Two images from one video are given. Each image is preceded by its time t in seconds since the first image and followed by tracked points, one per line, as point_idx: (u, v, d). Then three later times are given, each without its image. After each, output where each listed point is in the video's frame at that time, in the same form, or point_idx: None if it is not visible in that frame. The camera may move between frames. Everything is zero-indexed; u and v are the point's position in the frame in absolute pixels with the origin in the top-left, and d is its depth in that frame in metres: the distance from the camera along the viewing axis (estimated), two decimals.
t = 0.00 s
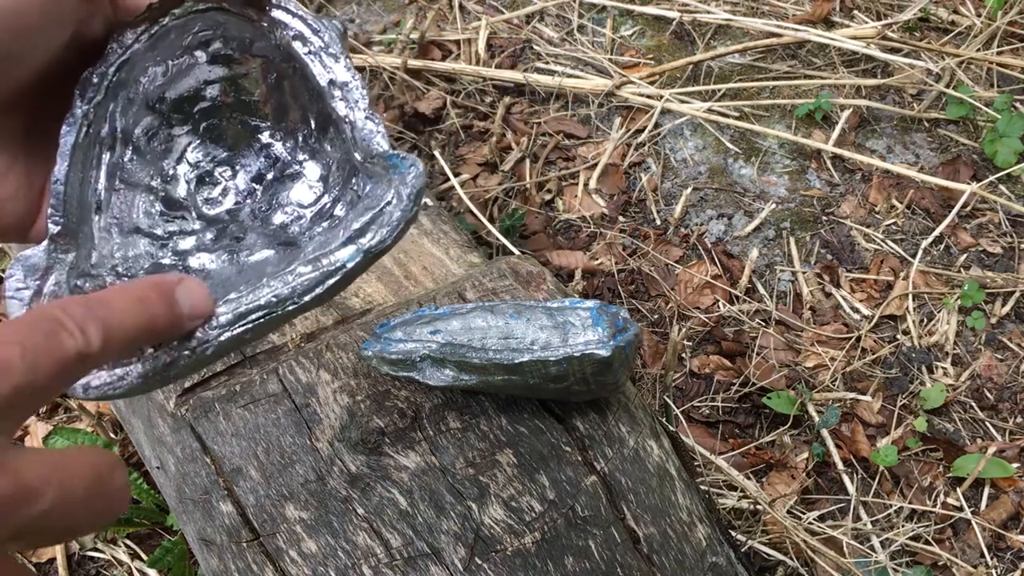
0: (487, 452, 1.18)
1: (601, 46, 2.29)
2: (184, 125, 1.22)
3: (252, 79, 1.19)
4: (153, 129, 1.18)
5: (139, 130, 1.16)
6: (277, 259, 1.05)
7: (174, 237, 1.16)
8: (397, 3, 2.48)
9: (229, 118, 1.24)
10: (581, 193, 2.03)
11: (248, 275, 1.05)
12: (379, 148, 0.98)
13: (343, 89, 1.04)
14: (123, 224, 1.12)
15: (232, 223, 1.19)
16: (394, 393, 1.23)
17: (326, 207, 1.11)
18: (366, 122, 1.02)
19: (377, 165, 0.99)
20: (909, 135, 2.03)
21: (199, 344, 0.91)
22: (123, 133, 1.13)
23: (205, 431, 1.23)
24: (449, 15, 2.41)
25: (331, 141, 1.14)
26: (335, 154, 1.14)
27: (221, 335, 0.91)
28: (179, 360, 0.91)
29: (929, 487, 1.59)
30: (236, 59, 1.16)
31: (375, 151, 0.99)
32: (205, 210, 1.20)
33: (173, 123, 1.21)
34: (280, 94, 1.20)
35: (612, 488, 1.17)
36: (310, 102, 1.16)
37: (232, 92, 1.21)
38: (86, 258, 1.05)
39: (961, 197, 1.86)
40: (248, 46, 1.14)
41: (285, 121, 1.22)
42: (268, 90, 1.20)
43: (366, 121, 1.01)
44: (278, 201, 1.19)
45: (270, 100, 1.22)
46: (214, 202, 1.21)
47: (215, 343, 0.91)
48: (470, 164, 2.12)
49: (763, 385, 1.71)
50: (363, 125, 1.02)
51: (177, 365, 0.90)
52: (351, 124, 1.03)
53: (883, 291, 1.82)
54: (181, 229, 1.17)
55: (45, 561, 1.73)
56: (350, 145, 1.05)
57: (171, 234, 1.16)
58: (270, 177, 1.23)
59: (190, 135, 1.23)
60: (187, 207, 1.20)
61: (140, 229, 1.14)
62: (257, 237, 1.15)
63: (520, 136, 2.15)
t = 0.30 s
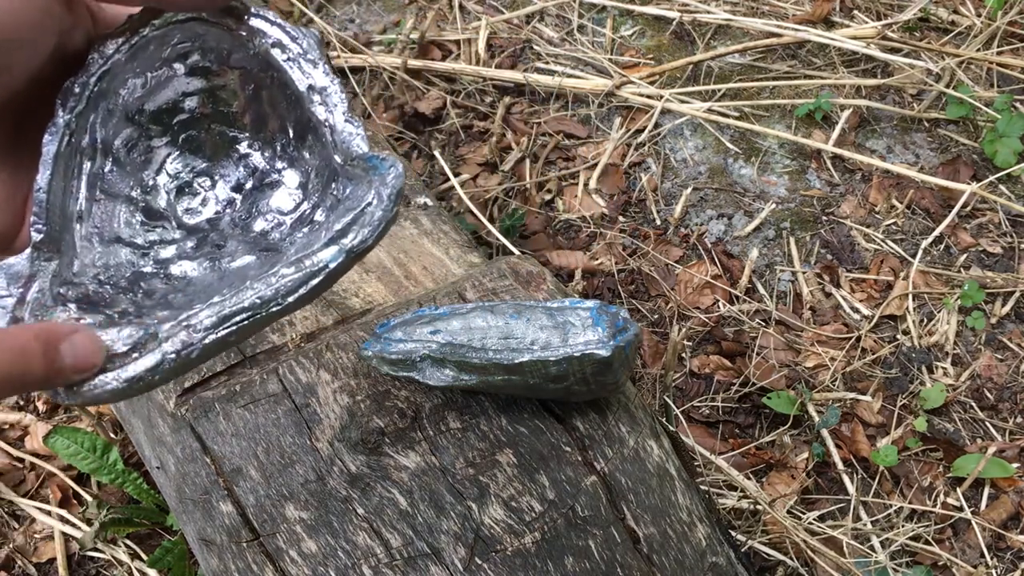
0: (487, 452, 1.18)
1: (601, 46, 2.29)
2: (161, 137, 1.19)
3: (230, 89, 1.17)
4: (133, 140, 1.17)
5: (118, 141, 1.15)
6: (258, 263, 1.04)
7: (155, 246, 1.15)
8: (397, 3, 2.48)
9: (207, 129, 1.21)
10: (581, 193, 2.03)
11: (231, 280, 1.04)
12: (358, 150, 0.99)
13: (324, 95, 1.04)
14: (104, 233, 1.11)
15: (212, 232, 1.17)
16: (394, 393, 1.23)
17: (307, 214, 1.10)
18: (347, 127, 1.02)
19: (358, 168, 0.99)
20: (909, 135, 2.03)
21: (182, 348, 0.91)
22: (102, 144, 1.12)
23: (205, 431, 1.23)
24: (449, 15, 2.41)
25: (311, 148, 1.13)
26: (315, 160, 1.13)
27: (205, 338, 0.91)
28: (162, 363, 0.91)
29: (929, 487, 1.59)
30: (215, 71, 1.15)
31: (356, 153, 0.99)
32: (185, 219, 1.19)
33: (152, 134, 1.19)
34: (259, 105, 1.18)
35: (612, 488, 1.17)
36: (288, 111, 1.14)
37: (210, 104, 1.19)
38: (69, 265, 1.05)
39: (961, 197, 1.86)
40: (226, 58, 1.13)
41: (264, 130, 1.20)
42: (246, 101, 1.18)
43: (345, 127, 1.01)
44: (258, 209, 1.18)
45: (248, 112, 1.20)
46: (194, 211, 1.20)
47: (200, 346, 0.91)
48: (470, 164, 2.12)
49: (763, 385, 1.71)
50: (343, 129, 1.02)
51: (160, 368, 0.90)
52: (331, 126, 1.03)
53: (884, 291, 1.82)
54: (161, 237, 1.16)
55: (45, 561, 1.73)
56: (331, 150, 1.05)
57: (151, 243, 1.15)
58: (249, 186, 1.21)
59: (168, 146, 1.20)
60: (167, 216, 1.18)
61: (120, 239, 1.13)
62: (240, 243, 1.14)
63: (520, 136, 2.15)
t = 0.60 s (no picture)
0: (487, 452, 1.18)
1: (601, 46, 2.29)
2: (150, 166, 1.16)
3: (218, 113, 1.13)
4: (123, 169, 1.12)
5: (109, 170, 1.10)
6: (261, 285, 1.01)
7: (152, 274, 1.12)
8: (397, 3, 2.48)
9: (196, 154, 1.18)
10: (581, 193, 2.03)
11: (234, 302, 1.00)
12: (362, 165, 0.96)
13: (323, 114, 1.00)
14: (100, 265, 1.08)
15: (208, 256, 1.14)
16: (393, 393, 1.23)
17: (304, 235, 1.06)
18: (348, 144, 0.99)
19: (360, 185, 0.97)
20: (909, 135, 2.03)
21: (195, 374, 0.88)
22: (94, 174, 1.07)
23: (205, 431, 1.23)
24: (449, 15, 2.41)
25: (306, 167, 1.10)
26: (309, 180, 1.10)
27: (219, 362, 0.88)
28: (176, 391, 0.88)
29: (929, 487, 1.59)
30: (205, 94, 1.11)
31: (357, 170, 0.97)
32: (179, 245, 1.15)
33: (141, 162, 1.14)
34: (248, 128, 1.15)
35: (613, 488, 1.17)
36: (280, 131, 1.11)
37: (198, 129, 1.15)
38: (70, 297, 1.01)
39: (961, 197, 1.86)
40: (215, 80, 1.09)
41: (254, 152, 1.17)
42: (235, 124, 1.15)
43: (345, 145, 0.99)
44: (254, 231, 1.14)
45: (238, 135, 1.16)
46: (188, 237, 1.16)
47: (213, 371, 0.88)
48: (470, 164, 2.12)
49: (763, 385, 1.71)
50: (346, 147, 0.98)
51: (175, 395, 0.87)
52: (333, 145, 0.99)
53: (883, 291, 1.82)
54: (157, 264, 1.13)
55: (45, 561, 1.73)
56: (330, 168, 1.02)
57: (147, 270, 1.12)
58: (241, 210, 1.17)
59: (157, 174, 1.17)
60: (160, 243, 1.15)
61: (117, 269, 1.09)
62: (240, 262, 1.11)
63: (520, 136, 2.15)
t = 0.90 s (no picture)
0: (487, 452, 1.18)
1: (601, 46, 2.29)
2: (168, 177, 1.16)
3: (236, 124, 1.13)
4: (139, 180, 1.13)
5: (125, 181, 1.10)
6: (279, 302, 1.01)
7: (170, 288, 1.12)
8: (397, 3, 2.48)
9: (214, 165, 1.17)
10: (581, 193, 2.03)
11: (252, 319, 1.01)
12: (384, 181, 0.95)
13: (343, 126, 0.98)
14: (117, 278, 1.08)
15: (226, 270, 1.14)
16: (394, 393, 1.23)
17: (325, 249, 1.06)
18: (370, 159, 0.96)
19: (383, 200, 0.95)
20: (909, 135, 2.03)
21: (213, 394, 0.87)
22: (111, 186, 1.07)
23: (205, 431, 1.23)
24: (449, 15, 2.41)
25: (326, 179, 1.09)
26: (329, 192, 1.09)
27: (235, 383, 0.88)
28: (193, 412, 0.88)
29: (929, 487, 1.59)
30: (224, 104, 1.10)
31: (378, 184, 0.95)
32: (196, 258, 1.15)
33: (158, 173, 1.15)
34: (267, 137, 1.14)
35: (612, 488, 1.17)
36: (299, 142, 1.10)
37: (216, 138, 1.15)
38: (85, 313, 1.01)
39: (961, 197, 1.86)
40: (233, 90, 1.08)
41: (273, 163, 1.16)
42: (254, 134, 1.14)
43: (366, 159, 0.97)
44: (272, 244, 1.14)
45: (256, 145, 1.15)
46: (205, 249, 1.16)
47: (230, 392, 0.87)
48: (470, 164, 2.12)
49: (763, 385, 1.71)
50: (366, 159, 0.97)
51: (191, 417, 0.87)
52: (353, 159, 0.98)
53: (883, 291, 1.82)
54: (174, 278, 1.13)
55: (45, 561, 1.73)
56: (351, 181, 1.01)
57: (164, 284, 1.12)
58: (260, 222, 1.17)
59: (174, 185, 1.17)
60: (177, 257, 1.15)
61: (134, 283, 1.10)
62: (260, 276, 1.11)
63: (520, 136, 2.15)
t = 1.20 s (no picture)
0: (487, 452, 1.18)
1: (601, 46, 2.29)
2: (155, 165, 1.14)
3: (224, 113, 1.12)
4: (127, 169, 1.11)
5: (113, 170, 1.09)
6: (268, 288, 1.02)
7: (158, 276, 1.11)
8: (397, 3, 2.48)
9: (201, 154, 1.16)
10: (581, 193, 2.03)
11: (241, 306, 1.01)
12: (371, 169, 0.95)
13: (331, 116, 0.99)
14: (106, 266, 1.07)
15: (214, 257, 1.14)
16: (393, 393, 1.23)
17: (312, 236, 1.06)
18: (356, 147, 0.97)
19: (369, 188, 0.96)
20: (909, 135, 2.03)
21: (205, 378, 0.90)
22: (97, 174, 1.06)
23: (205, 431, 1.23)
24: (449, 15, 2.42)
25: (312, 168, 1.09)
26: (316, 181, 1.10)
27: (225, 368, 0.90)
28: (184, 397, 0.90)
29: (928, 487, 1.59)
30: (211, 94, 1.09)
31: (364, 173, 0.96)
32: (184, 246, 1.15)
33: (146, 161, 1.13)
34: (254, 127, 1.13)
35: (612, 488, 1.17)
36: (285, 131, 1.10)
37: (204, 127, 1.13)
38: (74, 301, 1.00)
39: (961, 197, 1.86)
40: (220, 79, 1.07)
41: (260, 152, 1.16)
42: (241, 123, 1.13)
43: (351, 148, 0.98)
44: (259, 232, 1.15)
45: (243, 134, 1.14)
46: (192, 238, 1.16)
47: (221, 376, 0.90)
48: (470, 164, 2.12)
49: (763, 385, 1.71)
50: (353, 148, 0.97)
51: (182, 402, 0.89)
52: (341, 148, 0.98)
53: (883, 291, 1.82)
54: (162, 266, 1.12)
55: (45, 561, 1.73)
56: (337, 169, 1.01)
57: (152, 272, 1.11)
58: (247, 210, 1.17)
59: (161, 173, 1.16)
60: (165, 245, 1.14)
61: (122, 271, 1.09)
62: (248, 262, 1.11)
63: (520, 136, 2.15)
